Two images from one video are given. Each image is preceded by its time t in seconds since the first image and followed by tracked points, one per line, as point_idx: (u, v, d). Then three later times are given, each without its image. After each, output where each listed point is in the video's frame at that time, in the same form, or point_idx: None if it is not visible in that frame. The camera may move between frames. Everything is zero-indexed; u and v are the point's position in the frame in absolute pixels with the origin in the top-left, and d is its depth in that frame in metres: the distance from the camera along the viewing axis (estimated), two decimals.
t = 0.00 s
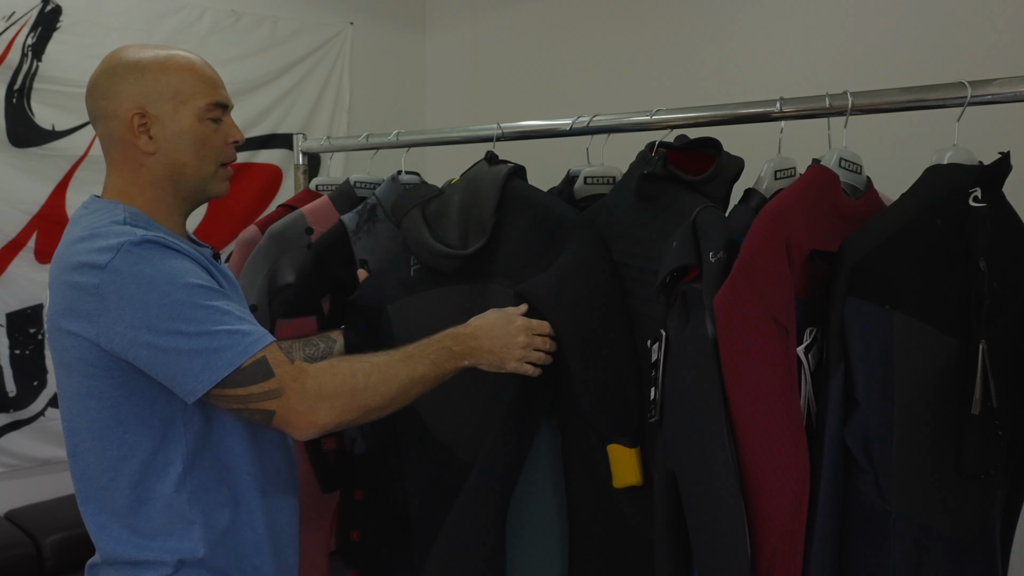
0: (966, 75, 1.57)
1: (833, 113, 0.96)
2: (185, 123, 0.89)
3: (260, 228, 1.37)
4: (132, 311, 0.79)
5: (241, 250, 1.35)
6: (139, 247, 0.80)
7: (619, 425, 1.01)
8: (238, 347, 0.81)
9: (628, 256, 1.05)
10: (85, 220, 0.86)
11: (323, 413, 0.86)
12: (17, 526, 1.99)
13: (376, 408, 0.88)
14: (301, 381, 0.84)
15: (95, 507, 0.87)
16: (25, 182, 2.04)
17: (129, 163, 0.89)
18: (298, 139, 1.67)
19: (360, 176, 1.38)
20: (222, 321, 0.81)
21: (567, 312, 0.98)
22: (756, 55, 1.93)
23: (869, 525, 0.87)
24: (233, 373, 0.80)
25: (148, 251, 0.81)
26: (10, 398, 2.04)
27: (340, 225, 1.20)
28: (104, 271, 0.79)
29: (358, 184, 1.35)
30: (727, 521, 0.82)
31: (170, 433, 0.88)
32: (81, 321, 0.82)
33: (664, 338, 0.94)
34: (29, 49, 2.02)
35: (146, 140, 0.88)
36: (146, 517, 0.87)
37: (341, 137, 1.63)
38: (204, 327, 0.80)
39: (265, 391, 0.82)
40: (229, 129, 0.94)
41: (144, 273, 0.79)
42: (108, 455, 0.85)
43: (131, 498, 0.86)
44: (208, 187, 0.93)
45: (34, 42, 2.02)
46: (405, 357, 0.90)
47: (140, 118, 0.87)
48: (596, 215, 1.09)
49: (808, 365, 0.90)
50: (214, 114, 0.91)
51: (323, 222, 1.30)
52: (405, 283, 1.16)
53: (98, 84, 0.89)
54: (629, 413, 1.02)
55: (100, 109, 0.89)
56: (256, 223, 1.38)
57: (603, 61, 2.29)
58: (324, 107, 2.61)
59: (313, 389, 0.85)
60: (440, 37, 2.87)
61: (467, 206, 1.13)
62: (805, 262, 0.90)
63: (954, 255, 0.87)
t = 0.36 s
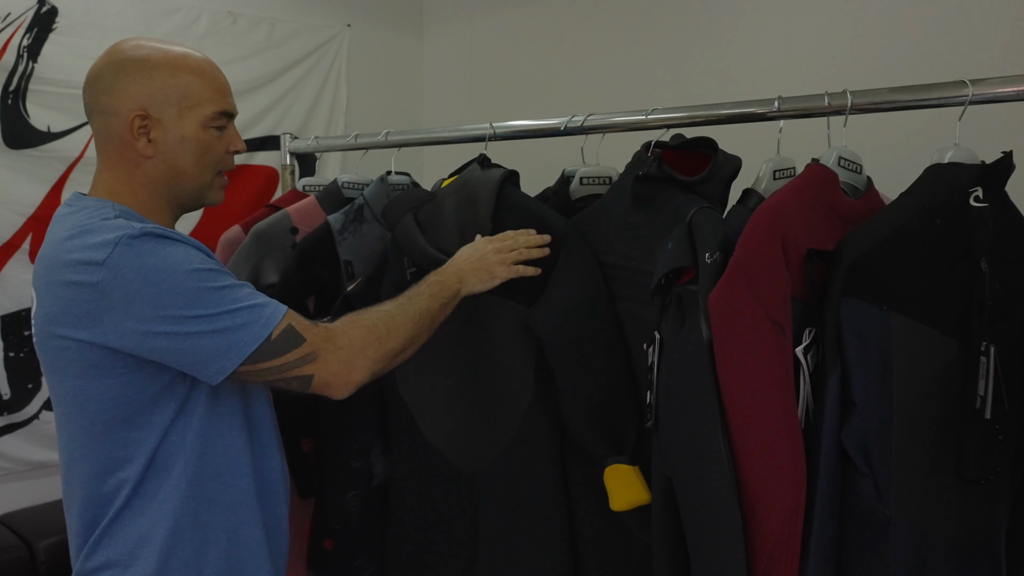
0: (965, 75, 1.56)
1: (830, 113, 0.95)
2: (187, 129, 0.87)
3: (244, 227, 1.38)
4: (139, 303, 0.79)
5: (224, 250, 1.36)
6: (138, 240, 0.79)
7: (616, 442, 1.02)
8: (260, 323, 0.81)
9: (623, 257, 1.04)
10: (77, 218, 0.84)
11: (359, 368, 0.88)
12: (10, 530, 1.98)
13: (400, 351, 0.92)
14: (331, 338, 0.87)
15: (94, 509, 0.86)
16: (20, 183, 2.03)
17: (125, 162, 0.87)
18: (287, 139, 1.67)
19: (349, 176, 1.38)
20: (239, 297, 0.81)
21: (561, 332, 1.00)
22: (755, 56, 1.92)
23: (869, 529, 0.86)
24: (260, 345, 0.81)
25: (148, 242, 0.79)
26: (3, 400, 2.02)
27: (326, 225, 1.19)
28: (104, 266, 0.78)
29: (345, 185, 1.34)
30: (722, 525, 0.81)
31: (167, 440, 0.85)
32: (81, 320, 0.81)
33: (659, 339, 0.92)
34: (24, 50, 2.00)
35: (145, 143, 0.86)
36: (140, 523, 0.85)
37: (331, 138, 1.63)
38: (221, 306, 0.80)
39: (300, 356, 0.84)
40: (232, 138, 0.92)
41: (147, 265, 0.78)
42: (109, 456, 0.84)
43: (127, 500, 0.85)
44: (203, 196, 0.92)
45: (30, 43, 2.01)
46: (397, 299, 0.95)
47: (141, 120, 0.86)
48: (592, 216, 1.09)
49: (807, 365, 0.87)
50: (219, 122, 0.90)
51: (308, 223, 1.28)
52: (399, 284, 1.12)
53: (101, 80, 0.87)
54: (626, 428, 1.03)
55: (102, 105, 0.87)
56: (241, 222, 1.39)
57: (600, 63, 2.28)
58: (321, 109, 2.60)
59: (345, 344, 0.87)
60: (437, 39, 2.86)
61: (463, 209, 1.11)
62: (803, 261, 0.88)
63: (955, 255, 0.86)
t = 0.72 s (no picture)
0: (960, 76, 1.56)
1: (827, 113, 0.95)
2: (188, 132, 0.86)
3: (239, 229, 1.37)
4: (136, 311, 0.77)
5: (220, 253, 1.35)
6: (139, 248, 0.77)
7: (599, 442, 1.02)
8: (257, 337, 0.80)
9: (618, 258, 1.04)
10: (73, 221, 0.82)
11: (354, 376, 0.88)
12: None
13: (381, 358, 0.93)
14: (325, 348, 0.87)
15: (87, 515, 0.86)
16: (12, 183, 2.01)
17: (125, 166, 0.86)
18: (280, 138, 1.66)
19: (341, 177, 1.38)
20: (236, 309, 0.80)
21: (550, 332, 1.00)
22: (750, 57, 1.91)
23: (866, 531, 0.85)
24: (256, 358, 0.80)
25: (149, 250, 0.78)
26: None
27: (320, 226, 1.19)
28: (102, 273, 0.76)
29: (339, 186, 1.36)
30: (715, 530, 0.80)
31: (164, 450, 0.84)
32: (76, 327, 0.79)
33: (656, 341, 0.91)
34: (16, 49, 1.98)
35: (146, 147, 0.85)
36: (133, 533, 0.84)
37: (323, 138, 1.62)
38: (219, 317, 0.79)
39: (298, 367, 0.83)
40: (236, 138, 0.91)
41: (147, 273, 0.77)
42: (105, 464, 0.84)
43: (120, 509, 0.84)
44: (206, 199, 0.91)
45: (22, 42, 1.99)
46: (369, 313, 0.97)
47: (141, 124, 0.84)
48: (586, 215, 1.08)
49: (801, 366, 0.86)
50: (221, 123, 0.88)
51: (302, 224, 1.27)
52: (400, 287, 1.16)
53: (100, 82, 0.85)
54: (607, 429, 1.03)
55: (101, 109, 0.86)
56: (235, 223, 1.38)
57: (595, 63, 2.28)
58: (315, 109, 2.59)
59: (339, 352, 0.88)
60: (431, 39, 2.85)
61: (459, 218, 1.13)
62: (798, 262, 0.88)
63: (952, 257, 0.85)
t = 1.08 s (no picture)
0: (945, 78, 1.58)
1: (813, 115, 0.95)
2: (175, 135, 0.85)
3: (227, 228, 1.36)
4: (106, 319, 0.73)
5: (208, 251, 1.34)
6: (113, 254, 0.74)
7: (587, 440, 1.03)
8: (225, 355, 0.76)
9: (606, 259, 1.04)
10: (56, 224, 0.81)
11: (320, 418, 0.80)
12: None
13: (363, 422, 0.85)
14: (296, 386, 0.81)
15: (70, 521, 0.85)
16: None
17: (109, 166, 0.86)
18: (268, 138, 1.66)
19: (332, 176, 1.37)
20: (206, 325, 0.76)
21: (541, 332, 1.00)
22: (739, 59, 1.92)
23: (855, 530, 0.86)
24: (220, 378, 0.75)
25: (123, 257, 0.75)
26: None
27: (311, 227, 1.21)
28: (73, 277, 0.73)
29: (330, 185, 1.34)
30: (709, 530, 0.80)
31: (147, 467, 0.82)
32: (48, 332, 0.76)
33: (640, 341, 0.92)
34: (3, 46, 1.97)
35: (130, 148, 0.85)
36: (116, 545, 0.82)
37: (312, 137, 1.61)
38: (187, 332, 0.75)
39: (266, 393, 0.77)
40: (222, 144, 0.91)
41: (117, 281, 0.73)
42: (84, 477, 0.81)
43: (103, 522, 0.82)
44: (189, 203, 0.91)
45: (9, 40, 1.97)
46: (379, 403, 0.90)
47: (127, 125, 0.84)
48: (574, 216, 1.08)
49: (786, 368, 0.87)
50: (208, 128, 0.88)
51: (293, 224, 1.27)
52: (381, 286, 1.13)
53: (88, 79, 0.85)
54: (594, 430, 1.04)
55: (87, 106, 0.85)
56: (223, 223, 1.37)
57: (585, 63, 2.28)
58: (305, 108, 2.59)
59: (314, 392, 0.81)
60: (421, 39, 2.85)
61: (445, 213, 1.10)
62: (785, 264, 0.88)
63: (938, 258, 0.85)
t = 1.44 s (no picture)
0: (933, 80, 1.59)
1: (800, 115, 0.96)
2: (153, 138, 0.85)
3: (217, 225, 1.35)
4: (86, 316, 0.74)
5: (196, 249, 1.33)
6: (91, 249, 0.75)
7: (576, 440, 1.03)
8: (211, 344, 0.78)
9: (596, 258, 1.04)
10: (28, 219, 0.81)
11: (316, 386, 0.85)
12: None
13: (353, 370, 0.89)
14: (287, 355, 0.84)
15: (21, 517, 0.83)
16: None
17: (84, 162, 0.86)
18: (260, 136, 1.65)
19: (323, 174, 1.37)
20: (189, 315, 0.78)
21: (526, 332, 1.00)
22: (730, 59, 1.93)
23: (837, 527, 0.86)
24: (211, 365, 0.78)
25: (101, 253, 0.75)
26: None
27: (301, 225, 1.20)
28: (50, 276, 0.73)
29: (321, 184, 1.34)
30: (695, 527, 0.81)
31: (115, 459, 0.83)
32: (23, 330, 0.76)
33: (631, 340, 0.92)
34: None
35: (106, 146, 0.84)
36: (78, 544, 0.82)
37: (303, 136, 1.61)
38: (171, 323, 0.77)
39: (257, 373, 0.81)
40: (201, 149, 0.91)
41: (98, 276, 0.74)
42: (50, 476, 0.81)
43: (67, 516, 0.82)
44: (162, 204, 0.91)
45: None
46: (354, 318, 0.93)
47: (104, 123, 0.84)
48: (564, 215, 1.09)
49: (774, 368, 0.86)
50: (188, 134, 0.88)
51: (283, 222, 1.27)
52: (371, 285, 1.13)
53: (69, 73, 0.85)
54: (584, 430, 1.04)
55: (65, 100, 0.85)
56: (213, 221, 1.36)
57: (577, 63, 2.29)
58: (296, 108, 2.58)
59: (307, 364, 0.84)
60: (414, 38, 2.85)
61: (429, 212, 1.12)
62: (772, 264, 0.88)
63: (922, 257, 0.85)
